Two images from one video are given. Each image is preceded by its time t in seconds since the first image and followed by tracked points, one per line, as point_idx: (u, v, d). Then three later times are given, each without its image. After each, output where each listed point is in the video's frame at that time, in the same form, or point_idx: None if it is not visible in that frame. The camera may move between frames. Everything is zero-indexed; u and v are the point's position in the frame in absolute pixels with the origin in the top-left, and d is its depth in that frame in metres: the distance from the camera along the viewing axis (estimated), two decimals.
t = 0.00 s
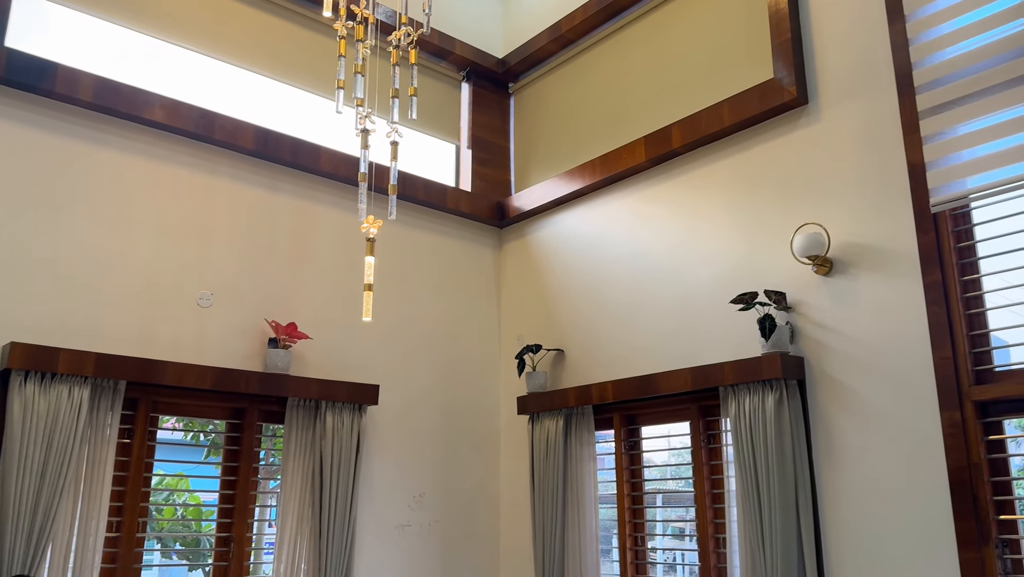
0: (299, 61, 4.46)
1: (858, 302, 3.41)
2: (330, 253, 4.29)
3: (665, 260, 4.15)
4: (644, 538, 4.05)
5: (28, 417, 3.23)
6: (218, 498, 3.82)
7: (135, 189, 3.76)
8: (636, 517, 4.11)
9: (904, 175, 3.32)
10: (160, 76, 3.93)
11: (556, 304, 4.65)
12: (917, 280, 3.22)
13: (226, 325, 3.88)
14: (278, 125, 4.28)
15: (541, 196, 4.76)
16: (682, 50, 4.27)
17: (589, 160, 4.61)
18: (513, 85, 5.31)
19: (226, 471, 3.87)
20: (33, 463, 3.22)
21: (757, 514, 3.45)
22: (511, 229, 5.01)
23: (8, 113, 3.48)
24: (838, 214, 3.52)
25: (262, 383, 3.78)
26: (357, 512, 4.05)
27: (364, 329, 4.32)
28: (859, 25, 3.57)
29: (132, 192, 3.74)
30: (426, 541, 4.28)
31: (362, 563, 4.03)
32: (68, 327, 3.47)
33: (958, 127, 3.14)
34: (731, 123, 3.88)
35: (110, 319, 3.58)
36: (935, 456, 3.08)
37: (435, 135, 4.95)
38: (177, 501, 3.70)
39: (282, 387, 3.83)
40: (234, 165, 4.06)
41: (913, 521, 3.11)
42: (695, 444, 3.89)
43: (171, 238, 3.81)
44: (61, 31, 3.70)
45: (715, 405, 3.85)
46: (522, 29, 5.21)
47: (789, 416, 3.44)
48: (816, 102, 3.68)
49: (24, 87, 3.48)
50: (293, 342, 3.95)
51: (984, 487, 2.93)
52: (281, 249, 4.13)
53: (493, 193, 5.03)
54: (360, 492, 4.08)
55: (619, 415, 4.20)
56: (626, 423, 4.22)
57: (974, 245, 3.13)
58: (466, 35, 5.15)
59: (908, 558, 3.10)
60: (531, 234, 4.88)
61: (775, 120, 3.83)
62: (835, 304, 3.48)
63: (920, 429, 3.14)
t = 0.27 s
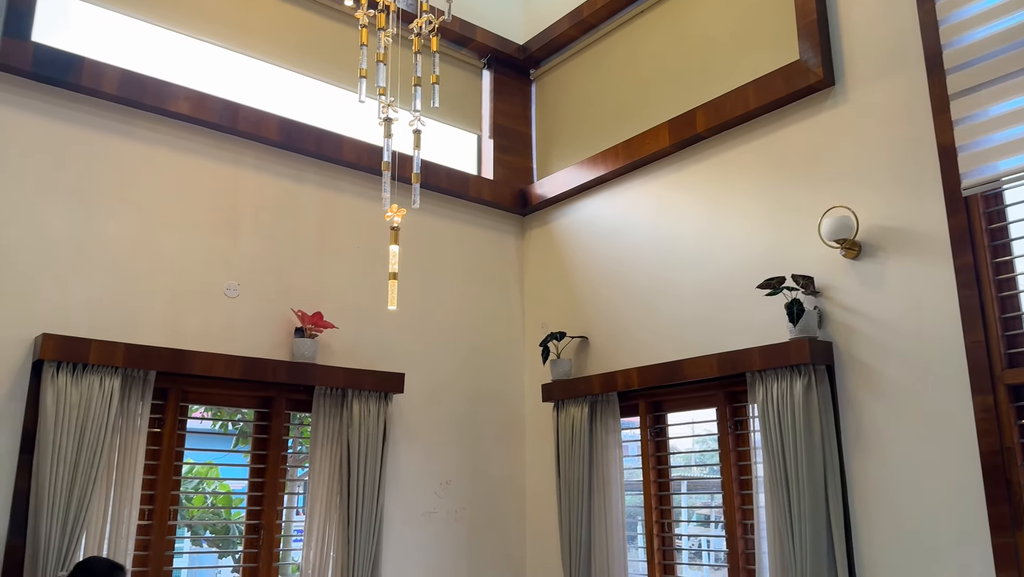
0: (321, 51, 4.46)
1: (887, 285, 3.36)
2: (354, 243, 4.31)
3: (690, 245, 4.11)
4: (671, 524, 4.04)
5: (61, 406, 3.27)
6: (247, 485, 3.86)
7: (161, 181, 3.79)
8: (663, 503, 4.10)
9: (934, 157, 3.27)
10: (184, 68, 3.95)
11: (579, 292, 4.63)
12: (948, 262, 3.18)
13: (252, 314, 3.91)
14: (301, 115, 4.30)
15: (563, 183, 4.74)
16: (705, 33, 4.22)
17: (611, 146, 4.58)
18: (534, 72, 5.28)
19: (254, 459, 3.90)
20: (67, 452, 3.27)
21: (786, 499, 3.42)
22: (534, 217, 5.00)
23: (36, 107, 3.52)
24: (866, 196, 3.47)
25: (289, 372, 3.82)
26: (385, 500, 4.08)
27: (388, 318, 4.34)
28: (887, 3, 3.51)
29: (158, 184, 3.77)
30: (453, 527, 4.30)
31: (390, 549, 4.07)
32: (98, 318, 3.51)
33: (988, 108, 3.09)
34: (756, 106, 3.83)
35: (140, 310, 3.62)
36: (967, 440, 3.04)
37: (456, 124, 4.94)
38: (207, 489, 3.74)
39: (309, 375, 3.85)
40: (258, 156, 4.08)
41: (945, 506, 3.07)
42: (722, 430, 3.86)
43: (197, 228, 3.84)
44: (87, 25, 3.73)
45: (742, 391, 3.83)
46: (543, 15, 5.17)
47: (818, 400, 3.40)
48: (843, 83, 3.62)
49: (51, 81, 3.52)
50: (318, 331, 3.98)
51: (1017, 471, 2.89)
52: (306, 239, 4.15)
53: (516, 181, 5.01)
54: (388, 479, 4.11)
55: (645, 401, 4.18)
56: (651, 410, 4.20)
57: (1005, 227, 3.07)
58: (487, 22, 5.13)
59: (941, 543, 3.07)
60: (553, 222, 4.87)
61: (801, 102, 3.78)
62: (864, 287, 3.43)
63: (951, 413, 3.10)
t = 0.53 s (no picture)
0: (345, 38, 4.45)
1: (922, 266, 3.29)
2: (380, 230, 4.31)
3: (718, 228, 4.07)
4: (701, 509, 4.02)
5: (95, 394, 3.32)
6: (278, 470, 3.89)
7: (189, 170, 3.81)
8: (692, 488, 4.08)
9: (969, 134, 3.19)
10: (210, 57, 3.97)
11: (605, 277, 4.61)
12: (984, 242, 3.10)
13: (281, 302, 3.94)
14: (326, 103, 4.30)
15: (589, 167, 4.71)
16: (732, 12, 4.15)
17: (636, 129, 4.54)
18: (558, 55, 5.25)
19: (286, 445, 3.93)
20: (102, 439, 3.31)
21: (818, 482, 3.39)
22: (559, 202, 4.98)
23: (66, 99, 3.55)
24: (899, 175, 3.40)
25: (319, 359, 3.84)
26: (414, 485, 4.10)
27: (415, 304, 4.34)
28: None
29: (186, 174, 3.80)
30: (482, 512, 4.31)
31: (420, 533, 4.09)
32: (130, 307, 3.55)
33: None
34: (785, 85, 3.77)
35: (171, 298, 3.65)
36: (1004, 421, 2.98)
37: (480, 109, 4.91)
38: (239, 475, 3.78)
39: (338, 362, 3.88)
40: (284, 144, 4.09)
41: (982, 488, 3.02)
42: (752, 414, 3.83)
43: (225, 217, 3.86)
44: (114, 16, 3.76)
45: (772, 374, 3.79)
46: None
47: (850, 383, 3.36)
48: (874, 61, 3.55)
49: (79, 72, 3.55)
50: (346, 318, 4.00)
51: None
52: (333, 226, 4.16)
53: (541, 166, 4.99)
54: (416, 465, 4.13)
55: (673, 386, 4.16)
56: (679, 395, 4.18)
57: None
58: (510, 5, 5.09)
59: (977, 526, 3.02)
60: (579, 206, 4.85)
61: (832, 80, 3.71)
62: (897, 268, 3.37)
63: (988, 395, 3.04)
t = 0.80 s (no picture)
0: (374, 21, 4.44)
1: (965, 242, 3.20)
2: (411, 213, 4.31)
3: (753, 206, 4.01)
4: (737, 491, 3.99)
5: (134, 377, 3.36)
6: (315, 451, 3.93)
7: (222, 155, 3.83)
8: (728, 469, 4.04)
9: (1014, 105, 3.08)
10: (240, 42, 3.98)
11: (637, 259, 4.57)
12: None
13: (314, 285, 3.95)
14: (356, 86, 4.30)
15: (620, 147, 4.67)
16: None
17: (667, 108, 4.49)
18: (588, 33, 5.19)
19: (321, 427, 3.97)
20: (141, 421, 3.35)
21: (857, 463, 3.33)
22: (589, 182, 4.95)
23: (100, 86, 3.58)
24: (940, 149, 3.31)
25: (352, 342, 3.86)
26: (447, 466, 4.11)
27: (447, 287, 4.35)
28: None
29: (219, 159, 3.82)
30: (515, 493, 4.32)
31: (454, 514, 4.11)
32: (167, 292, 3.59)
33: None
34: (821, 59, 3.69)
35: (206, 282, 3.68)
36: None
37: (509, 91, 4.88)
38: (275, 457, 3.82)
39: (372, 345, 3.89)
40: (315, 128, 4.10)
41: None
42: (789, 394, 3.79)
43: (258, 201, 3.88)
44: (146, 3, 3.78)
45: (810, 354, 3.73)
46: None
47: (889, 362, 3.29)
48: (914, 32, 3.45)
49: (113, 59, 3.58)
50: (378, 301, 4.00)
51: None
52: (364, 210, 4.16)
53: (571, 146, 4.97)
54: (449, 446, 4.14)
55: (708, 366, 4.12)
56: (714, 375, 4.13)
57: None
58: None
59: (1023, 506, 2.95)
60: (609, 187, 4.81)
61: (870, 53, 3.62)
62: (938, 245, 3.28)
63: None
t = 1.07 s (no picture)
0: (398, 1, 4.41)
1: (1003, 217, 3.11)
2: (436, 195, 4.30)
3: (783, 184, 3.95)
4: (767, 472, 3.96)
5: (166, 360, 3.38)
6: (343, 437, 3.94)
7: (248, 139, 3.83)
8: (758, 450, 4.01)
9: None
10: (265, 25, 3.98)
11: (664, 240, 4.52)
12: None
13: (341, 268, 3.96)
14: (380, 68, 4.28)
15: (647, 126, 4.64)
16: None
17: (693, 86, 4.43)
18: (612, 11, 5.13)
19: (350, 410, 3.99)
20: (173, 404, 3.38)
21: (891, 442, 3.28)
22: (615, 163, 4.91)
23: (127, 72, 3.59)
24: (977, 122, 3.21)
25: (380, 325, 3.86)
26: (476, 448, 4.12)
27: (473, 269, 4.34)
28: None
29: (246, 143, 3.82)
30: (543, 475, 4.32)
31: (483, 495, 4.12)
32: (197, 275, 3.61)
33: None
34: (853, 32, 3.61)
35: (235, 266, 3.70)
36: None
37: (533, 71, 4.84)
38: (305, 440, 3.85)
39: (400, 328, 3.89)
40: (340, 111, 4.09)
41: None
42: (821, 374, 3.73)
43: (285, 185, 3.89)
44: None
45: (843, 333, 3.67)
46: None
47: (924, 340, 3.22)
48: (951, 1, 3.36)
49: (140, 44, 3.59)
50: (405, 284, 4.00)
51: None
52: (390, 192, 4.16)
53: (597, 126, 4.93)
54: (478, 428, 4.14)
55: (738, 347, 4.07)
56: (745, 356, 4.09)
57: None
58: None
59: None
60: (635, 167, 4.77)
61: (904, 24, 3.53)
62: (976, 220, 3.20)
63: None
